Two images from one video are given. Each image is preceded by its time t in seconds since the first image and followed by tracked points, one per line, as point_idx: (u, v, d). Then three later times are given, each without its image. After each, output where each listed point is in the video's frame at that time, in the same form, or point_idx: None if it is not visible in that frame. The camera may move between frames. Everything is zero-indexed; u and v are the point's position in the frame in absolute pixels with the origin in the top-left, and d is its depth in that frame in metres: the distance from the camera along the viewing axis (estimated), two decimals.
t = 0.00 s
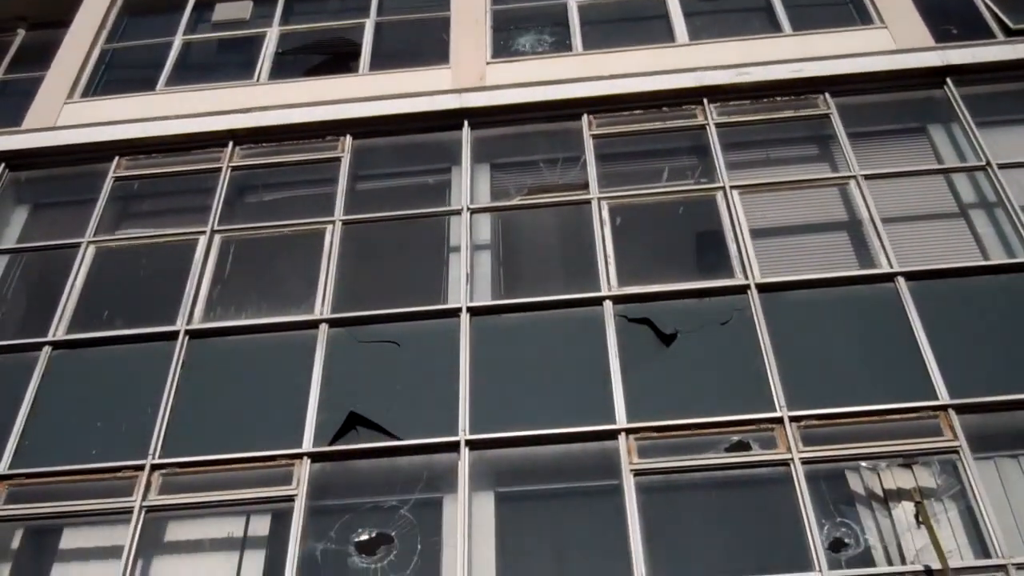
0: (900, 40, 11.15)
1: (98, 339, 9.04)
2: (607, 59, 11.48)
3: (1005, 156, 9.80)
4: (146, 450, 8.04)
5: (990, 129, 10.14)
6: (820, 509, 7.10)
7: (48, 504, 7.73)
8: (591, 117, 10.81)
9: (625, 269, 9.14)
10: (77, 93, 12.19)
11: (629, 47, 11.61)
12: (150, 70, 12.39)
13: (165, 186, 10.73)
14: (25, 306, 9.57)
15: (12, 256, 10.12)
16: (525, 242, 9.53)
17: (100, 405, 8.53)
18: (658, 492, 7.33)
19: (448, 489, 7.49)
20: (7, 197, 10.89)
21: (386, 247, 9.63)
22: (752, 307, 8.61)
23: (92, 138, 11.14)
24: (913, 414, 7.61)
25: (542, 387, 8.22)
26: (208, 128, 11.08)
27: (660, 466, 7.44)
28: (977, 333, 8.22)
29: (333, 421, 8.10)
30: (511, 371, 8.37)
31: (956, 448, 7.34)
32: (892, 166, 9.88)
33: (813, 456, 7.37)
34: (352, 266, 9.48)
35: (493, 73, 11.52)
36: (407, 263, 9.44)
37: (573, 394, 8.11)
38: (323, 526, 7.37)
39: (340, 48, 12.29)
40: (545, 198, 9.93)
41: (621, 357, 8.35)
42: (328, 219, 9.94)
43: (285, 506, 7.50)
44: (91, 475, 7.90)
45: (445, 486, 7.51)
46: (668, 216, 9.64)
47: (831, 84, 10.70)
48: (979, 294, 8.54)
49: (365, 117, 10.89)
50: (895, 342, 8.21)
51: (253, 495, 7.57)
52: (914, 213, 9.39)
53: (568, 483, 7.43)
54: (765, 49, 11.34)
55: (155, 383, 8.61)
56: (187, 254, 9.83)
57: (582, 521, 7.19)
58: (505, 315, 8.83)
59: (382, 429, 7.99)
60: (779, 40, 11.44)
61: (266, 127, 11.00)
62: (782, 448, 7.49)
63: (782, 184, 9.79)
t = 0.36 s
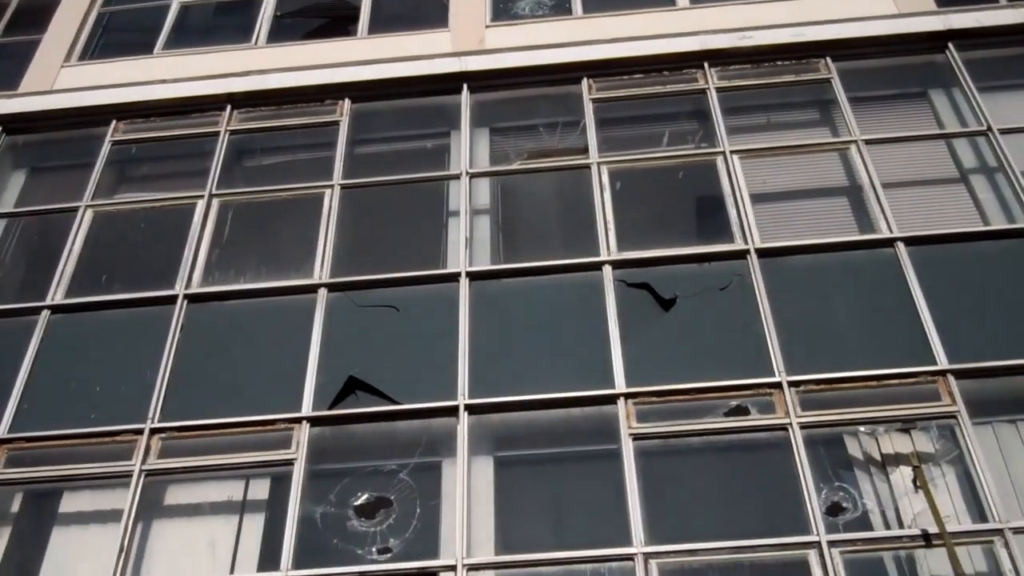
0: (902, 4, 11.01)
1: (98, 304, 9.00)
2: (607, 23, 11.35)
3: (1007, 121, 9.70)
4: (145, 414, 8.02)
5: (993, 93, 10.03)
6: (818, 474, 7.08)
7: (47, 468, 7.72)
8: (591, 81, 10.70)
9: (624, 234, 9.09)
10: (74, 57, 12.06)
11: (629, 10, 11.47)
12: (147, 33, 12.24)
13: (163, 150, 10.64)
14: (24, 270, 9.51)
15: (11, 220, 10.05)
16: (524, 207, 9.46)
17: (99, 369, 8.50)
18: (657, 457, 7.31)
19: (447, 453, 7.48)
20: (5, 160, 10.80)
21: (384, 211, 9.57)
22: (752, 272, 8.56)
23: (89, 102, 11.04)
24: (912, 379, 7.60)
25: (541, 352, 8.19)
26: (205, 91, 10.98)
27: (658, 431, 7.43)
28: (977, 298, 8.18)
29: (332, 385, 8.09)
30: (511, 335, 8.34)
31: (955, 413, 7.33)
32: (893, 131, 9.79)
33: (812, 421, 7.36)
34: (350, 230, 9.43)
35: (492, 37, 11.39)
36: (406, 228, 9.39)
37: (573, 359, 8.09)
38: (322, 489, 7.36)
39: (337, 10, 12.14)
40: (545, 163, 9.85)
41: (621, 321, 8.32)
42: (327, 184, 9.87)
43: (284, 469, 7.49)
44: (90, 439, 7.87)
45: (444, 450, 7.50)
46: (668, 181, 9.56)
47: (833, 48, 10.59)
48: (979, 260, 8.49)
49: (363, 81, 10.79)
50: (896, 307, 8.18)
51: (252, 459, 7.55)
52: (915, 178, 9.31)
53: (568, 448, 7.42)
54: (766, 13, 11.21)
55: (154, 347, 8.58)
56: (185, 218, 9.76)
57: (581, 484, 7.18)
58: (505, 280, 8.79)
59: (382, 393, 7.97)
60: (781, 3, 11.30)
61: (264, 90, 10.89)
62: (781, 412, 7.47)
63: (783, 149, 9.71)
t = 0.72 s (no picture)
0: None
1: (96, 254, 8.95)
2: None
3: (1009, 68, 9.57)
4: (145, 362, 8.00)
5: (997, 41, 9.89)
6: (817, 422, 7.06)
7: (48, 416, 7.70)
8: (591, 28, 10.54)
9: (624, 183, 9.00)
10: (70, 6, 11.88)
11: None
12: None
13: (160, 98, 10.50)
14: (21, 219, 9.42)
15: (7, 169, 9.94)
16: (522, 156, 9.36)
17: (98, 318, 8.45)
18: (655, 406, 7.30)
19: (446, 403, 7.47)
20: None
21: (382, 160, 9.47)
22: (752, 221, 8.50)
23: (85, 50, 10.89)
24: (911, 329, 7.57)
25: (540, 301, 8.15)
26: (201, 39, 10.83)
27: (657, 380, 7.43)
28: (977, 247, 8.12)
29: (331, 333, 8.06)
30: (509, 283, 8.30)
31: (953, 362, 7.31)
32: (896, 79, 9.65)
33: (811, 371, 7.35)
34: (348, 179, 9.33)
35: None
36: (404, 176, 9.29)
37: (572, 307, 8.06)
38: (321, 438, 7.34)
39: None
40: (544, 110, 9.73)
41: (620, 270, 8.27)
42: (324, 132, 9.76)
43: (283, 418, 7.47)
44: (90, 387, 7.85)
45: (443, 400, 7.49)
46: (668, 129, 9.45)
47: None
48: (980, 209, 8.42)
49: (359, 28, 10.64)
50: (897, 255, 8.13)
51: (251, 408, 7.54)
52: (917, 126, 9.20)
53: (566, 397, 7.42)
54: None
55: (153, 297, 8.53)
56: (183, 167, 9.66)
57: (580, 433, 7.17)
58: (504, 229, 8.73)
59: (381, 342, 7.95)
60: None
61: (260, 37, 10.74)
62: (779, 360, 7.47)
63: (785, 97, 9.59)
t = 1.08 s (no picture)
0: None
1: (94, 217, 8.90)
2: None
3: (1009, 29, 9.48)
4: (143, 325, 7.98)
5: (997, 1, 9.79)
6: (815, 383, 7.06)
7: (47, 380, 7.69)
8: None
9: (623, 144, 8.93)
10: None
11: None
12: None
13: (155, 60, 10.40)
14: (17, 182, 9.35)
15: (3, 132, 9.86)
16: (521, 117, 9.28)
17: (96, 282, 8.42)
18: (654, 367, 7.30)
19: (445, 365, 7.47)
20: None
21: (379, 122, 9.38)
22: (750, 182, 8.45)
23: (80, 12, 10.76)
24: (910, 289, 7.55)
25: (539, 263, 8.12)
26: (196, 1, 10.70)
27: (656, 342, 7.42)
28: (977, 207, 8.07)
29: (330, 296, 8.04)
30: (508, 245, 8.26)
31: (952, 322, 7.31)
32: (896, 39, 9.56)
33: (809, 332, 7.35)
34: (345, 141, 9.26)
35: None
36: (402, 139, 9.21)
37: (570, 269, 8.03)
38: (320, 400, 7.33)
39: None
40: (542, 71, 9.63)
41: (619, 232, 8.23)
42: (321, 94, 9.67)
43: (283, 381, 7.46)
44: (89, 350, 7.84)
45: (442, 362, 7.49)
46: (667, 90, 9.36)
47: None
48: (980, 170, 8.37)
49: None
50: (896, 215, 8.08)
51: (251, 371, 7.53)
52: (917, 86, 9.13)
53: (565, 359, 7.41)
54: None
55: (151, 260, 8.49)
56: (179, 130, 9.58)
57: (579, 395, 7.17)
58: (502, 191, 8.68)
59: (379, 305, 7.93)
60: None
61: None
62: (777, 321, 7.46)
63: (785, 58, 9.50)
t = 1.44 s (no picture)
0: None
1: (91, 171, 8.82)
2: None
3: None
4: (142, 279, 7.95)
5: None
6: (816, 335, 7.04)
7: (46, 334, 7.66)
8: None
9: (623, 95, 8.82)
10: None
11: None
12: None
13: (150, 12, 10.25)
14: (13, 136, 9.26)
15: None
16: (519, 68, 9.16)
17: (94, 236, 8.36)
18: (653, 320, 7.28)
19: (445, 318, 7.44)
20: None
21: (376, 74, 9.26)
22: (751, 133, 8.37)
23: None
24: (911, 241, 7.51)
25: (538, 215, 8.06)
26: None
27: (656, 294, 7.39)
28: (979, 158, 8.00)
29: (328, 249, 7.99)
30: (507, 198, 8.20)
31: (953, 274, 7.27)
32: None
33: (810, 284, 7.31)
34: (342, 94, 9.15)
35: None
36: (399, 91, 9.10)
37: (570, 221, 7.97)
38: (321, 354, 7.30)
39: None
40: (540, 22, 9.49)
41: (618, 184, 8.16)
42: (317, 46, 9.54)
43: (282, 334, 7.44)
44: (88, 305, 7.81)
45: (442, 315, 7.46)
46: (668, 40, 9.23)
47: None
48: (983, 120, 8.28)
49: None
50: (898, 165, 8.01)
51: (250, 325, 7.51)
52: (919, 36, 9.02)
53: (565, 312, 7.39)
54: None
55: (149, 214, 8.43)
56: (175, 83, 9.46)
57: (579, 348, 7.15)
58: (501, 143, 8.60)
59: (378, 258, 7.88)
60: None
61: None
62: (777, 273, 7.42)
63: (787, 8, 9.37)
